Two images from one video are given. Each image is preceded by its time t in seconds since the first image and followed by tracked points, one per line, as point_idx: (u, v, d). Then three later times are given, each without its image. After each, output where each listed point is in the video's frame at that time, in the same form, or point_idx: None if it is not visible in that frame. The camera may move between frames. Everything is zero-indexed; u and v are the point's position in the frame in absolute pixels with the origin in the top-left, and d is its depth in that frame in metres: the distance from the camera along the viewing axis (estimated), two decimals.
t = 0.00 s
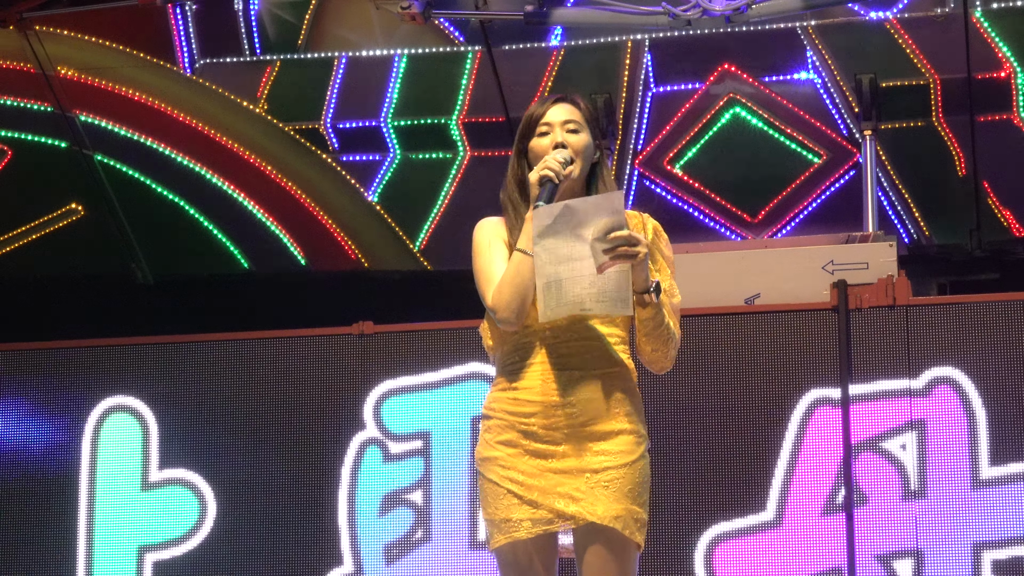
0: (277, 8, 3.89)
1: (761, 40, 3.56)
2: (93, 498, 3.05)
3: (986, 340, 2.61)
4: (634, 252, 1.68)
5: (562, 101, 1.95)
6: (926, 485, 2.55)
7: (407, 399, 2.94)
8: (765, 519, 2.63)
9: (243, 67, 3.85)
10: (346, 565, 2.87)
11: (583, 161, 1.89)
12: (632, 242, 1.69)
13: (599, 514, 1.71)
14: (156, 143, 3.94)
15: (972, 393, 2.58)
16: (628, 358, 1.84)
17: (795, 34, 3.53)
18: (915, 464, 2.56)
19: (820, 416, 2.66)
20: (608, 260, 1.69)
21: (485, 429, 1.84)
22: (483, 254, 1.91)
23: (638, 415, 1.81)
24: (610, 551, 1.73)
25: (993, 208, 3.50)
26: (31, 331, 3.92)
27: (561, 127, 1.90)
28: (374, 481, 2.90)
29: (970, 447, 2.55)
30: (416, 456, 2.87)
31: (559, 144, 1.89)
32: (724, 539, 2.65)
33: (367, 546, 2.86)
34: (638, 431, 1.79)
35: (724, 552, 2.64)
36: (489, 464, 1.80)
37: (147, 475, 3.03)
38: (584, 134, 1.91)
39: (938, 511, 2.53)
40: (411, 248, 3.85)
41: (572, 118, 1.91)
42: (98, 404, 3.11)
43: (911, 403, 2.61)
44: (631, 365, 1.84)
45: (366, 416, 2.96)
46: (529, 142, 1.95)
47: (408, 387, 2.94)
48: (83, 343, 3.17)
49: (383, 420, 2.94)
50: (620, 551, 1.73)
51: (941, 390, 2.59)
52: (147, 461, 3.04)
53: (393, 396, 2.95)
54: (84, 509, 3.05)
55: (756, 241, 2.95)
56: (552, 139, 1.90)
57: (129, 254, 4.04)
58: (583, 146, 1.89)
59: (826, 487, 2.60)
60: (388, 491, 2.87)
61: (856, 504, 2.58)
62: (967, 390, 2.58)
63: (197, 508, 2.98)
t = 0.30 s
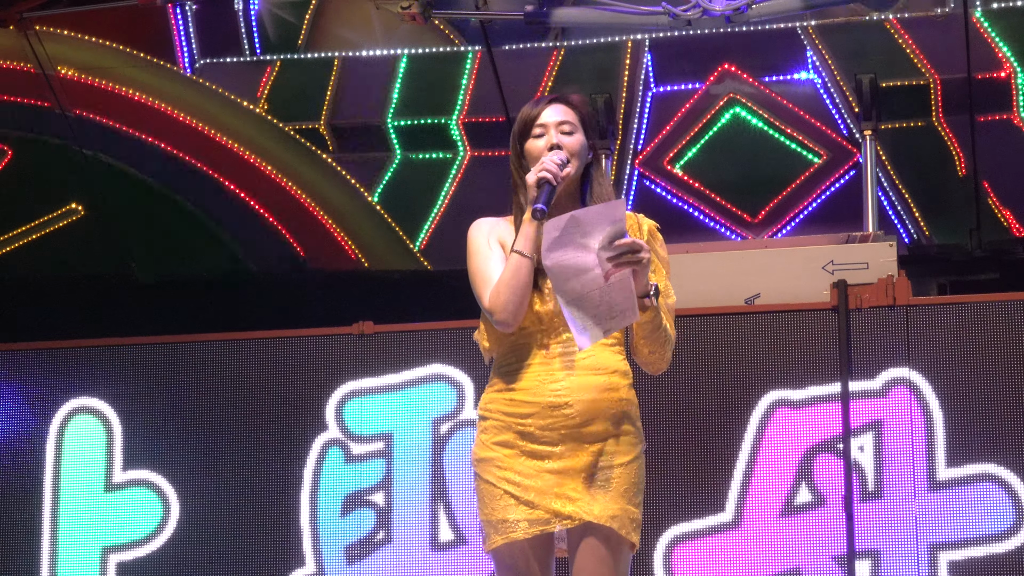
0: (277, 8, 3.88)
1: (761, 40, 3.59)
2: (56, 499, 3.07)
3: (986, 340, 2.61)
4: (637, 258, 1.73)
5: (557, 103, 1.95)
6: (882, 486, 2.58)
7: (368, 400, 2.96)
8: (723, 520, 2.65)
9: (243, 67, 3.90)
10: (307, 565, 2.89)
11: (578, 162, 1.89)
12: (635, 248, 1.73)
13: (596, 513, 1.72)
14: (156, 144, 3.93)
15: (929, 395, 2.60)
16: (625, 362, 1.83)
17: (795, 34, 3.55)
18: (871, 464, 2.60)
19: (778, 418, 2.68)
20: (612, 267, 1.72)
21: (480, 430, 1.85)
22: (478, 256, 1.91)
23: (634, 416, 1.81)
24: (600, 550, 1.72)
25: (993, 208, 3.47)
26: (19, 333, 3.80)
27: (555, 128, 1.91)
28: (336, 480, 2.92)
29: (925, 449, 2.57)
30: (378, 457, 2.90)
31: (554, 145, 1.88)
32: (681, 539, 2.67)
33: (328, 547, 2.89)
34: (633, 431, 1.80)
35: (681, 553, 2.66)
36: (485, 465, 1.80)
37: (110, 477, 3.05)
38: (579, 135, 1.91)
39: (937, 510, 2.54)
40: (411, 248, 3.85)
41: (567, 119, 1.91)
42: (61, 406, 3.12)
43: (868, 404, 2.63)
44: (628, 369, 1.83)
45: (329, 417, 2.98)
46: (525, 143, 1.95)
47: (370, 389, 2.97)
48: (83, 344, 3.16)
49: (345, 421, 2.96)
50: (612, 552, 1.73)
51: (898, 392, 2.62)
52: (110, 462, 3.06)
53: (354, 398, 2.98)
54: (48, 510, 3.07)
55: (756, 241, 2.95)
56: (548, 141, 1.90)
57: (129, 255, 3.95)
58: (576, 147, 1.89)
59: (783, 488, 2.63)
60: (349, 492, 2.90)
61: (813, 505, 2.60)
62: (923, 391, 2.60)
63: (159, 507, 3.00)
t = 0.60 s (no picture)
0: (277, 7, 3.80)
1: (761, 40, 3.55)
2: (16, 499, 3.07)
3: (986, 339, 2.61)
4: (635, 258, 1.71)
5: (551, 104, 1.94)
6: (834, 487, 2.60)
7: (326, 402, 2.98)
8: (675, 521, 2.68)
9: (242, 67, 3.86)
10: (265, 567, 2.91)
11: (573, 164, 1.89)
12: (632, 247, 1.71)
13: (590, 513, 1.71)
14: (156, 143, 3.93)
15: (880, 396, 2.63)
16: (620, 364, 1.84)
17: (795, 34, 3.51)
18: (824, 466, 2.62)
19: (731, 419, 2.71)
20: (608, 265, 1.71)
21: (475, 431, 1.85)
22: (473, 257, 1.91)
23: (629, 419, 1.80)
24: (592, 550, 1.72)
25: (993, 208, 3.47)
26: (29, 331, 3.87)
27: (550, 130, 1.90)
28: (293, 482, 2.94)
29: (874, 450, 2.61)
30: (335, 458, 2.93)
31: (549, 147, 1.88)
32: (636, 541, 2.70)
33: (286, 548, 2.91)
34: (628, 434, 1.79)
35: (635, 554, 2.69)
36: (480, 466, 1.80)
37: (70, 477, 3.05)
38: (573, 137, 1.91)
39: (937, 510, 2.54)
40: (411, 248, 3.85)
41: (562, 122, 1.91)
42: (24, 406, 3.12)
43: (821, 406, 2.66)
44: (622, 369, 1.83)
45: (286, 419, 2.99)
46: (519, 145, 1.95)
47: (328, 391, 2.99)
48: (82, 343, 3.14)
49: (303, 423, 2.98)
50: (603, 553, 1.72)
51: (851, 394, 2.65)
52: (70, 463, 3.06)
53: (312, 399, 2.99)
54: (7, 510, 3.07)
55: (756, 241, 2.93)
56: (542, 142, 1.90)
57: (129, 254, 3.99)
58: (572, 149, 1.89)
59: (737, 490, 2.66)
60: (307, 493, 2.92)
61: (765, 506, 2.63)
62: (874, 393, 2.63)
63: (119, 504, 3.01)
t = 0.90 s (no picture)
0: (277, 8, 3.84)
1: (761, 40, 3.59)
2: None
3: (985, 339, 2.61)
4: (629, 260, 1.73)
5: (542, 106, 1.95)
6: (792, 489, 2.62)
7: (289, 404, 2.99)
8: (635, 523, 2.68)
9: (241, 67, 3.88)
10: (227, 569, 2.90)
11: (567, 164, 1.89)
12: (627, 249, 1.72)
13: (587, 512, 1.71)
14: (156, 143, 3.93)
15: (837, 397, 2.65)
16: (615, 363, 1.83)
17: (795, 34, 3.55)
18: (781, 468, 2.64)
19: (691, 421, 2.73)
20: (603, 267, 1.73)
21: (470, 432, 1.84)
22: (469, 261, 1.90)
23: (625, 419, 1.80)
24: (593, 548, 1.71)
25: (993, 208, 3.46)
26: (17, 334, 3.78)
27: (542, 131, 1.91)
28: (254, 484, 2.94)
29: (830, 451, 2.63)
30: (297, 459, 2.93)
31: (542, 147, 1.88)
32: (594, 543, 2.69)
33: (247, 550, 2.90)
34: (624, 433, 1.79)
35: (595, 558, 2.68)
36: (476, 466, 1.80)
37: (33, 479, 3.05)
38: (566, 137, 1.91)
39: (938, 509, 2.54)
40: (411, 247, 3.85)
41: (554, 122, 1.91)
42: None
43: (779, 407, 2.68)
44: (617, 369, 1.83)
45: (249, 421, 3.00)
46: (513, 147, 1.95)
47: (290, 392, 3.00)
48: (81, 343, 3.14)
49: (264, 425, 2.99)
50: (601, 551, 1.71)
51: (809, 395, 2.67)
52: (33, 465, 3.06)
53: (275, 400, 3.00)
54: None
55: (756, 241, 2.94)
56: (535, 143, 1.90)
57: (129, 255, 3.98)
58: (565, 149, 1.89)
59: (696, 492, 2.67)
60: (268, 495, 2.93)
61: (724, 508, 2.65)
62: (830, 394, 2.66)
63: (80, 501, 3.01)
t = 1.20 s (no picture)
0: (277, 8, 3.95)
1: (761, 40, 3.61)
2: None
3: (984, 340, 2.61)
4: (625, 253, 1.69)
5: (538, 105, 1.95)
6: (744, 490, 2.64)
7: (245, 406, 2.99)
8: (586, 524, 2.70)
9: (242, 66, 3.94)
10: (185, 570, 2.91)
11: (562, 163, 1.89)
12: (623, 242, 1.69)
13: (589, 508, 1.70)
14: (156, 143, 3.92)
15: (790, 399, 2.68)
16: (613, 360, 1.83)
17: (795, 34, 3.58)
18: (734, 469, 2.66)
19: (646, 422, 2.74)
20: (599, 260, 1.70)
21: (470, 433, 1.84)
22: (466, 261, 1.90)
23: (625, 415, 1.79)
24: (600, 545, 1.69)
25: (992, 208, 3.46)
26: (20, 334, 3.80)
27: (537, 130, 1.91)
28: (212, 486, 2.95)
29: (782, 453, 2.65)
30: (254, 462, 2.93)
31: (536, 147, 1.88)
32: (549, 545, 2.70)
33: (206, 551, 2.91)
34: (623, 430, 1.78)
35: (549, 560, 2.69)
36: (477, 467, 1.80)
37: None
38: (561, 136, 1.91)
39: (938, 510, 2.53)
40: (411, 248, 3.84)
41: (549, 121, 1.91)
42: None
43: (734, 409, 2.71)
44: (615, 366, 1.82)
45: (207, 422, 3.00)
46: (507, 147, 1.95)
47: (248, 394, 3.00)
48: (82, 343, 3.14)
49: (222, 426, 2.99)
50: (611, 545, 1.70)
51: (762, 397, 2.70)
52: None
53: (233, 403, 3.00)
54: None
55: (756, 241, 2.94)
56: (529, 142, 1.90)
57: (129, 255, 3.95)
58: (560, 148, 1.89)
59: (650, 494, 2.69)
60: (225, 497, 2.93)
61: (677, 509, 2.67)
62: (782, 395, 2.69)
63: (41, 503, 3.03)
